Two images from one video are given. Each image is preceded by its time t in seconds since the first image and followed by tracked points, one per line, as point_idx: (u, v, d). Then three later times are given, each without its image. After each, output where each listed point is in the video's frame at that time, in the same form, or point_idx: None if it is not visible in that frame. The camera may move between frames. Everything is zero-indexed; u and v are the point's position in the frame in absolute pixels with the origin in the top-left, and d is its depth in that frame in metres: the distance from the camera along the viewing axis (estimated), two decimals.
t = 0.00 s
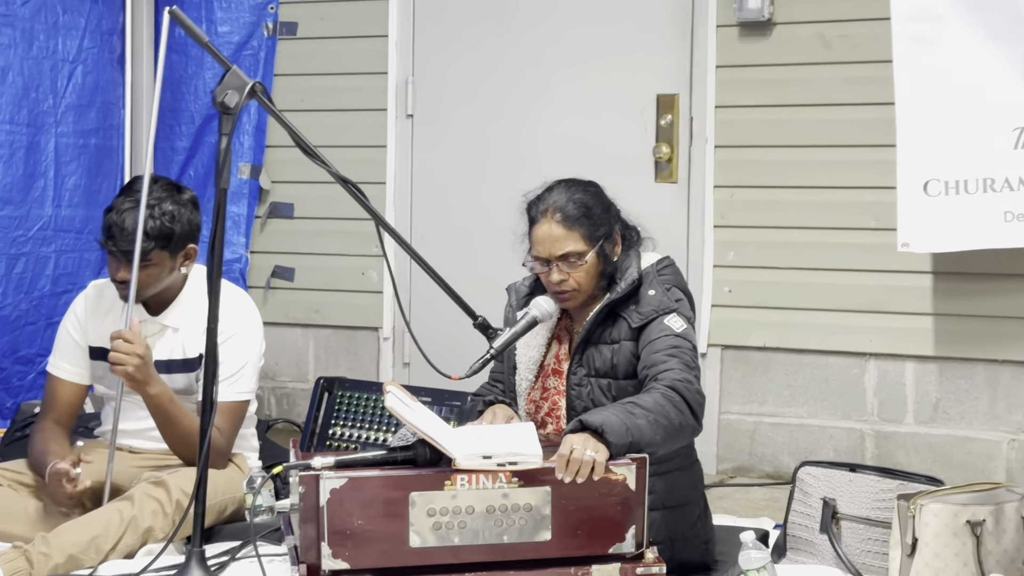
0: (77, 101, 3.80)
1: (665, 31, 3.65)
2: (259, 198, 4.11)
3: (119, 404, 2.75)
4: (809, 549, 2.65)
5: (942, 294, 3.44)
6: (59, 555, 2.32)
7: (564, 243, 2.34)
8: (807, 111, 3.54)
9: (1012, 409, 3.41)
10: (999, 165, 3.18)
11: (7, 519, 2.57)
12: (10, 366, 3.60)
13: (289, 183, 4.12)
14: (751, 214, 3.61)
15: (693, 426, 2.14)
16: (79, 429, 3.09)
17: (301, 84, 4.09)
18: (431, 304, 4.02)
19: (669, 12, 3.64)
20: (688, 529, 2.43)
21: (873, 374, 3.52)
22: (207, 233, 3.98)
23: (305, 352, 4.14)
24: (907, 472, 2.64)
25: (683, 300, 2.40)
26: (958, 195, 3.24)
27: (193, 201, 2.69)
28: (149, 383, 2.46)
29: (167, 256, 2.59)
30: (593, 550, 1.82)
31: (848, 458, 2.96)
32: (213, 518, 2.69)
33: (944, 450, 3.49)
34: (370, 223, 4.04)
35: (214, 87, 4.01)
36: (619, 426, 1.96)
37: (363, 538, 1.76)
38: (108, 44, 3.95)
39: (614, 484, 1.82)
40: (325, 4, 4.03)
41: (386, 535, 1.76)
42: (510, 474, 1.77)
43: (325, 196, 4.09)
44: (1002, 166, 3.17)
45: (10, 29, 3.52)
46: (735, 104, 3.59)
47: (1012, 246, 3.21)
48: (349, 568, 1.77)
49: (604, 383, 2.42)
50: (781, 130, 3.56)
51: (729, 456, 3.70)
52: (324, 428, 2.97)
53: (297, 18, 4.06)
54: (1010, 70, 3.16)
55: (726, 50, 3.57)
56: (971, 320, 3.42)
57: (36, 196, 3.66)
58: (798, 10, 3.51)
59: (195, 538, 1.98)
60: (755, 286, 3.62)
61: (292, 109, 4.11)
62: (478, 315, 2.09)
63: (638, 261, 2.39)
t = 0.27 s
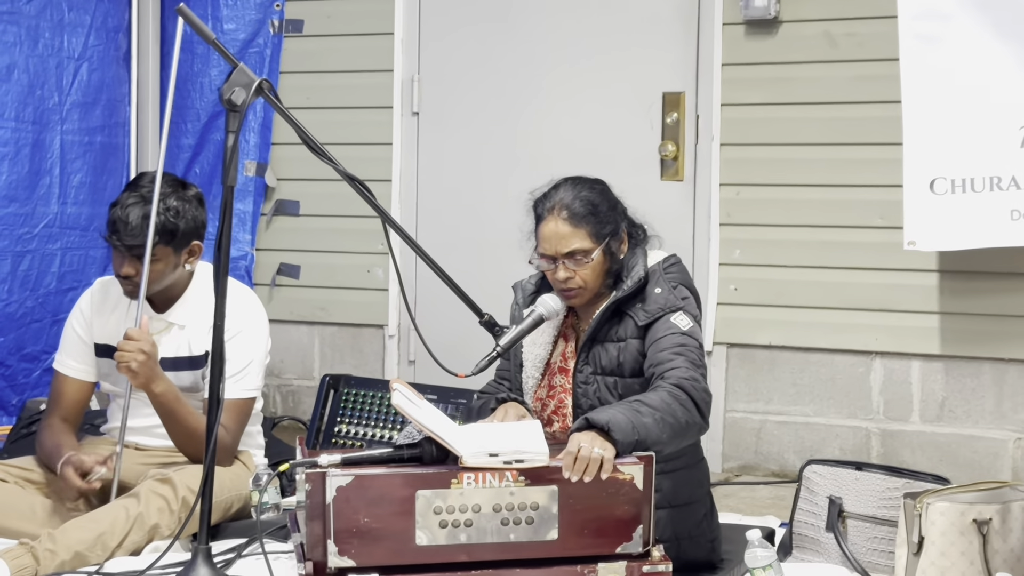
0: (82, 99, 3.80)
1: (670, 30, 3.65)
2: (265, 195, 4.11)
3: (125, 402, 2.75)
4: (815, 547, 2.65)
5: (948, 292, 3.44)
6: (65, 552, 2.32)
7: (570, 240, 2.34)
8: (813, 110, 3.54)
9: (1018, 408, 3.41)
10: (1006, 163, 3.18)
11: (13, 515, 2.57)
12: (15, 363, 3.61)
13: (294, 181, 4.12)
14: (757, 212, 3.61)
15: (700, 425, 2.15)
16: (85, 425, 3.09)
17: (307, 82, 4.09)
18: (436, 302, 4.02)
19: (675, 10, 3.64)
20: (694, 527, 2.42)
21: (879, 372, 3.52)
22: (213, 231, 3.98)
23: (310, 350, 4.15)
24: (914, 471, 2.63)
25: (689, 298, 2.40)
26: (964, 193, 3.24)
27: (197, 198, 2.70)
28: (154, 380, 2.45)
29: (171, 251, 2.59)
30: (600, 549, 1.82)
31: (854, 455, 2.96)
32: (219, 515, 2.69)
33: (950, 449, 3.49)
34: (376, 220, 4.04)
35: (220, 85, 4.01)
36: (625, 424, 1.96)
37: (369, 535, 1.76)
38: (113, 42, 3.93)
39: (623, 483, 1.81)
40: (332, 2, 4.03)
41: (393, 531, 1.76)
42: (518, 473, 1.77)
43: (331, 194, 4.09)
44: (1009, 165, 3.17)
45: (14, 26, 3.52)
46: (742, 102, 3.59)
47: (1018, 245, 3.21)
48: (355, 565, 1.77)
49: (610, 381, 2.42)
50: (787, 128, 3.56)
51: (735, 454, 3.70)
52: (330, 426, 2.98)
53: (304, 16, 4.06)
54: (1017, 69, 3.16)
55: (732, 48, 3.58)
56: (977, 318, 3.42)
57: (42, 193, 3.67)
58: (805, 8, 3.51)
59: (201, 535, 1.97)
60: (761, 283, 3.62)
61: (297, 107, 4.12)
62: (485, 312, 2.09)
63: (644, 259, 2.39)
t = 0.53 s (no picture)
0: (84, 97, 3.80)
1: (673, 29, 3.65)
2: (267, 194, 4.11)
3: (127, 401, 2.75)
4: (818, 548, 2.65)
5: (950, 292, 3.44)
6: (67, 551, 2.32)
7: (571, 238, 2.35)
8: (815, 109, 3.54)
9: (1020, 408, 3.41)
10: (1008, 163, 3.17)
11: (14, 514, 2.56)
12: (17, 361, 3.62)
13: (296, 180, 4.12)
14: (759, 212, 3.61)
15: (701, 424, 2.15)
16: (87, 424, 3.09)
17: (309, 81, 4.09)
18: (438, 301, 4.02)
19: (677, 9, 3.64)
20: (696, 528, 2.42)
21: (881, 372, 3.52)
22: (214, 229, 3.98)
23: (312, 349, 4.15)
24: (916, 471, 2.63)
25: (691, 298, 2.40)
26: (967, 193, 3.23)
27: (199, 195, 2.70)
28: (162, 375, 2.46)
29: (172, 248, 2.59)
30: (602, 554, 1.80)
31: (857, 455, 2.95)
32: (221, 514, 2.69)
33: (953, 449, 3.48)
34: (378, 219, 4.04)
35: (222, 84, 4.02)
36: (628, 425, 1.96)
37: (371, 535, 1.76)
38: (115, 41, 3.93)
39: (627, 488, 1.80)
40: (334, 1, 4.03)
41: (394, 531, 1.76)
42: (520, 474, 1.77)
43: (333, 193, 4.10)
44: (1011, 165, 3.17)
45: (16, 24, 3.52)
46: (744, 102, 3.59)
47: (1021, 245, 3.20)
48: (357, 565, 1.77)
49: (612, 381, 2.42)
50: (790, 128, 3.56)
51: (737, 454, 3.69)
52: (331, 425, 2.97)
53: (306, 15, 4.07)
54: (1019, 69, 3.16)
55: (734, 48, 3.57)
56: (979, 318, 3.42)
57: (44, 191, 3.67)
58: (807, 8, 3.51)
59: (205, 533, 1.98)
60: (763, 283, 3.62)
61: (299, 106, 4.12)
62: (487, 311, 2.09)
63: (645, 258, 2.39)
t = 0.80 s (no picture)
0: (86, 96, 3.80)
1: (676, 29, 3.65)
2: (269, 193, 4.11)
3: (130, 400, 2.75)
4: (819, 547, 2.65)
5: (952, 291, 3.44)
6: (69, 550, 2.32)
7: (573, 235, 2.35)
8: (817, 109, 3.54)
9: (1022, 408, 3.41)
10: (1010, 163, 3.17)
11: (17, 513, 2.57)
12: (20, 360, 3.62)
13: (298, 179, 4.12)
14: (761, 211, 3.61)
15: (703, 423, 2.14)
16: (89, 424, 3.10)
17: (311, 80, 4.09)
18: (440, 300, 4.03)
19: (680, 8, 3.64)
20: (697, 527, 2.42)
21: (883, 372, 3.52)
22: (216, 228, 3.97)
23: (314, 349, 4.15)
24: (918, 470, 2.63)
25: (692, 297, 2.40)
26: (969, 193, 3.23)
27: (202, 193, 2.70)
28: (163, 378, 2.46)
29: (174, 246, 2.60)
30: (601, 547, 1.81)
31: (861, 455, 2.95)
32: (223, 514, 2.69)
33: (955, 448, 3.48)
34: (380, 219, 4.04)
35: (225, 84, 4.02)
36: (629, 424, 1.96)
37: (372, 534, 1.76)
38: (117, 39, 3.93)
39: (626, 481, 1.81)
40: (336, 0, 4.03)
41: (396, 530, 1.76)
42: (521, 470, 1.77)
43: (336, 192, 4.10)
44: (1013, 164, 3.17)
45: (18, 23, 3.52)
46: (746, 101, 3.59)
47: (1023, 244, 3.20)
48: (358, 563, 1.77)
49: (614, 380, 2.42)
50: (792, 128, 3.56)
51: (738, 453, 3.70)
52: (334, 424, 2.99)
53: (308, 14, 4.07)
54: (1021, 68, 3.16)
55: (737, 48, 3.57)
56: (982, 318, 3.42)
57: (46, 190, 3.67)
58: (809, 7, 3.51)
59: (206, 533, 1.97)
60: (765, 283, 3.62)
61: (302, 105, 4.12)
62: (489, 311, 2.09)
63: (646, 257, 2.39)
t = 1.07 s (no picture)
0: (86, 96, 3.80)
1: (677, 29, 3.65)
2: (270, 193, 4.10)
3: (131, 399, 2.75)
4: (819, 547, 2.65)
5: (953, 291, 3.44)
6: (69, 549, 2.32)
7: (573, 233, 2.35)
8: (819, 109, 3.54)
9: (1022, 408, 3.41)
10: (1010, 163, 3.17)
11: (17, 512, 2.57)
12: (21, 360, 3.63)
13: (299, 179, 4.12)
14: (761, 211, 3.61)
15: (702, 423, 2.14)
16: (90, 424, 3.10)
17: (312, 80, 4.09)
18: (441, 300, 4.03)
19: (680, 8, 3.64)
20: (698, 527, 2.41)
21: (884, 372, 3.52)
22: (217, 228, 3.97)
23: (315, 349, 4.15)
24: (918, 470, 2.63)
25: (692, 297, 2.40)
26: (969, 192, 3.23)
27: (205, 192, 2.70)
28: (164, 378, 2.46)
29: (174, 244, 2.60)
30: (603, 552, 1.81)
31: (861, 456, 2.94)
32: (223, 514, 2.69)
33: (955, 448, 3.48)
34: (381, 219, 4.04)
35: (225, 83, 4.02)
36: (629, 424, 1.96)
37: (373, 535, 1.76)
38: (117, 39, 3.92)
39: (628, 486, 1.81)
40: None
41: (396, 531, 1.76)
42: (522, 473, 1.77)
43: (336, 192, 4.10)
44: (1013, 164, 3.17)
45: (17, 23, 3.52)
46: (747, 101, 3.59)
47: None
48: (358, 564, 1.77)
49: (614, 380, 2.42)
50: (793, 128, 3.56)
51: (739, 453, 3.70)
52: (334, 424, 2.99)
53: (309, 14, 4.07)
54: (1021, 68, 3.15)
55: (737, 47, 3.57)
56: (982, 318, 3.42)
57: (47, 190, 3.67)
58: (810, 7, 3.51)
59: (206, 533, 1.97)
60: (766, 282, 3.62)
61: (303, 105, 4.12)
62: (489, 311, 2.09)
63: (646, 257, 2.39)
